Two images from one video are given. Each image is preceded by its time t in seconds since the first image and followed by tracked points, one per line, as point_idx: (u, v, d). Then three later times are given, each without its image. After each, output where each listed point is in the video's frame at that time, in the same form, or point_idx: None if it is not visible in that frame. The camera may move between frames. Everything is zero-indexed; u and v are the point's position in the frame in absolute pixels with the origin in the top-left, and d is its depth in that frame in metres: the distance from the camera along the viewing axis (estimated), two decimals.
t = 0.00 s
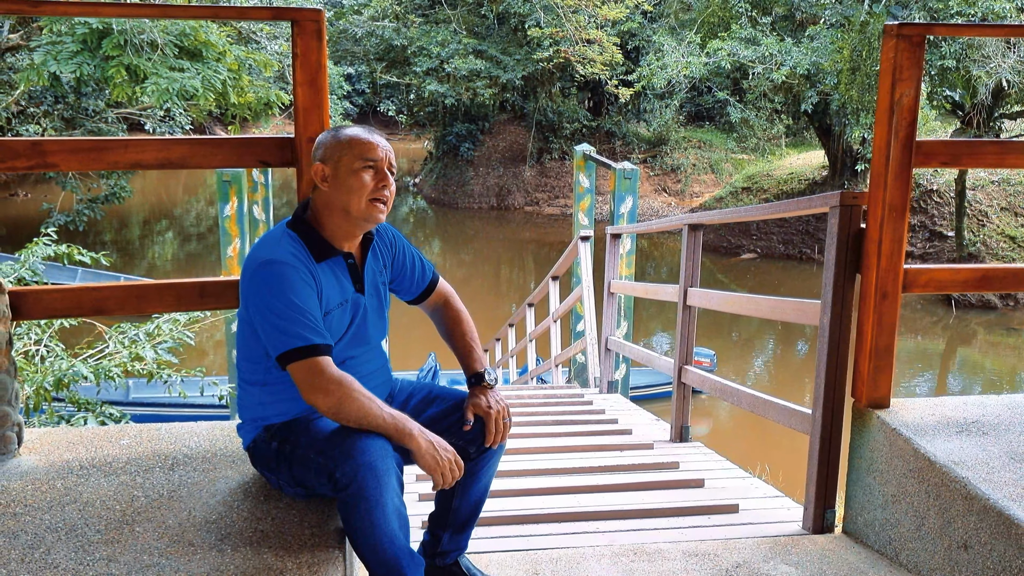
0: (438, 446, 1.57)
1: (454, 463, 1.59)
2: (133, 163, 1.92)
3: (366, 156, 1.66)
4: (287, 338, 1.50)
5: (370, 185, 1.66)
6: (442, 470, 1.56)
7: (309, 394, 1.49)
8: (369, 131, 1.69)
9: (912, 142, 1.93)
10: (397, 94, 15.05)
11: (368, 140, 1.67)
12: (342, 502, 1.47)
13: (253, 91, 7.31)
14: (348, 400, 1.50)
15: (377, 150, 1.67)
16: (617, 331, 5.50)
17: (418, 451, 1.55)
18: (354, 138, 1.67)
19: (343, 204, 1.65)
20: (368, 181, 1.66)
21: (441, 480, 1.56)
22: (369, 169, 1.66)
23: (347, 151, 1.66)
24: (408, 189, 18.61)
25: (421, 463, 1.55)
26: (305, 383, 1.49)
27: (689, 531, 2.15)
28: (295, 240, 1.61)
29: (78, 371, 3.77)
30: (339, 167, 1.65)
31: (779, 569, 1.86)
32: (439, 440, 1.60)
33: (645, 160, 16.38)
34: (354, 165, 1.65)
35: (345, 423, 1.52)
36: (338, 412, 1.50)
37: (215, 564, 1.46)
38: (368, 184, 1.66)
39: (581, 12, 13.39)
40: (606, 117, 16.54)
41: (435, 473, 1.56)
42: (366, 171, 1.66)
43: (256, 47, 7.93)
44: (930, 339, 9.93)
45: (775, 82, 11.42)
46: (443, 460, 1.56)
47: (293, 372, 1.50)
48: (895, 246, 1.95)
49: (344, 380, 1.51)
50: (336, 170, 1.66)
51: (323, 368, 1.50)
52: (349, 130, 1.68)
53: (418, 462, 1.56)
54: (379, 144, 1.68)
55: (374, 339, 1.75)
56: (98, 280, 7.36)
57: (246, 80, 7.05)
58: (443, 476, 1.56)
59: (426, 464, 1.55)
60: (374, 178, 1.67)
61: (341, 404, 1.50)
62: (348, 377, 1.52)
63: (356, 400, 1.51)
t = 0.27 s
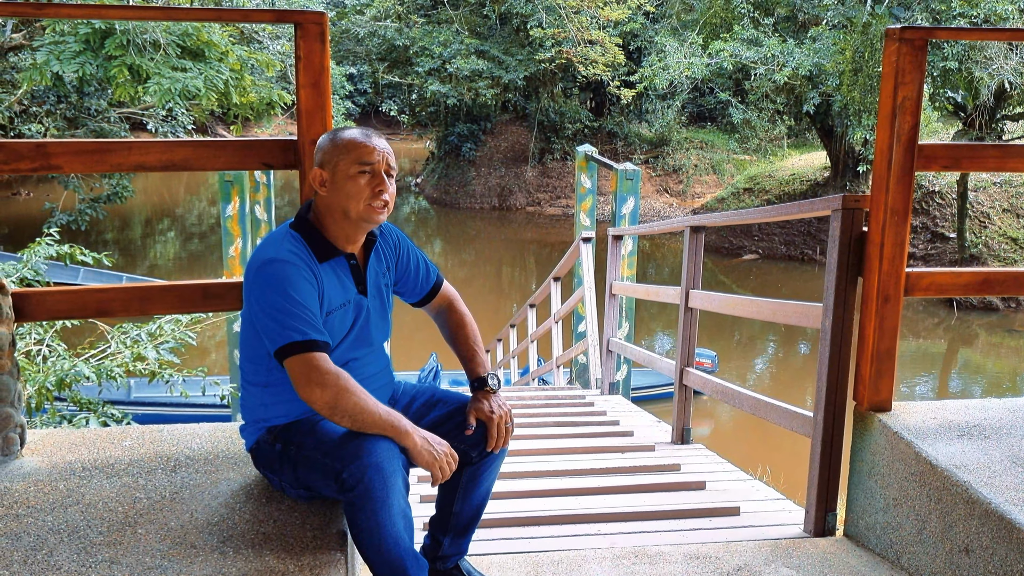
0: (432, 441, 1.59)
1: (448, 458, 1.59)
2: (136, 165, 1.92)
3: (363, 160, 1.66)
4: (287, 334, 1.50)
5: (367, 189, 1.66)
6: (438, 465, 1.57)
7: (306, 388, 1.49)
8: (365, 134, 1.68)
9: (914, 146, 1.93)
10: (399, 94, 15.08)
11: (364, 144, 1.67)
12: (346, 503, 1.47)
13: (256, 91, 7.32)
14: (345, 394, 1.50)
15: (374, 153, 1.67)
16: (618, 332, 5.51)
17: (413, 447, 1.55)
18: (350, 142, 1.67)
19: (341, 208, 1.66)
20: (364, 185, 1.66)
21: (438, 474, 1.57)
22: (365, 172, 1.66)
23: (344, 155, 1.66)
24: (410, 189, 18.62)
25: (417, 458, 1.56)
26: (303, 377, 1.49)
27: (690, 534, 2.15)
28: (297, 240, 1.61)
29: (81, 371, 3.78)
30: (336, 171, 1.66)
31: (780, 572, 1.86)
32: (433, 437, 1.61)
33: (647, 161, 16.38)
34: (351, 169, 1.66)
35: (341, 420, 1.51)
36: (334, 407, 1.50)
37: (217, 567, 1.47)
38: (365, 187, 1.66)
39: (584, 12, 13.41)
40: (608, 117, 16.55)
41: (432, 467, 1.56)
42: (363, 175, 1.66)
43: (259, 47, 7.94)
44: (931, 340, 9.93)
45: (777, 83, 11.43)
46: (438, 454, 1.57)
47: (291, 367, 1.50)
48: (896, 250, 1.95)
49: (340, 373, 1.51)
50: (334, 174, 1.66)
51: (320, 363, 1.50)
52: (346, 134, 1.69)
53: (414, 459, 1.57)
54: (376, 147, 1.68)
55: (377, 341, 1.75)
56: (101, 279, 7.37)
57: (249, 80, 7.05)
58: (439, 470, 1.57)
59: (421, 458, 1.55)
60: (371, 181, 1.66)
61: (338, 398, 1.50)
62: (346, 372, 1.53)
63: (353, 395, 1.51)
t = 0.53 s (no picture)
0: (439, 451, 1.58)
1: (457, 468, 1.59)
2: (139, 166, 1.92)
3: (346, 165, 1.66)
4: (288, 342, 1.50)
5: (345, 194, 1.65)
6: (443, 475, 1.57)
7: (308, 398, 1.49)
8: (353, 139, 1.69)
9: (919, 148, 1.92)
10: (401, 95, 15.08)
11: (351, 148, 1.67)
12: (349, 508, 1.46)
13: (258, 92, 7.31)
14: (347, 404, 1.50)
15: (356, 159, 1.67)
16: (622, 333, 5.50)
17: (418, 455, 1.55)
18: (336, 146, 1.68)
19: (323, 212, 1.67)
20: (343, 190, 1.65)
21: (442, 484, 1.57)
22: (346, 177, 1.66)
23: (331, 160, 1.68)
24: (412, 190, 18.61)
25: (422, 467, 1.55)
26: (304, 388, 1.49)
27: (694, 538, 2.14)
28: (300, 244, 1.60)
29: (83, 373, 3.77)
30: (323, 175, 1.68)
31: None
32: (440, 446, 1.60)
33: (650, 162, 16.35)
34: (334, 174, 1.67)
35: (344, 429, 1.51)
36: (336, 417, 1.50)
37: (219, 572, 1.46)
38: (343, 192, 1.65)
39: (587, 14, 13.39)
40: (610, 118, 16.52)
41: (436, 478, 1.57)
42: (344, 180, 1.66)
43: (261, 48, 7.94)
44: (934, 342, 9.90)
45: (780, 84, 11.41)
46: (444, 465, 1.57)
47: (293, 375, 1.50)
48: (902, 252, 1.94)
49: (343, 384, 1.50)
50: (322, 178, 1.69)
51: (322, 373, 1.49)
52: (336, 139, 1.71)
53: (419, 467, 1.56)
54: (360, 153, 1.67)
55: (381, 346, 1.75)
56: (103, 280, 7.37)
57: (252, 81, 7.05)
58: (445, 481, 1.57)
59: (427, 468, 1.55)
60: (352, 186, 1.66)
61: (338, 408, 1.49)
62: (348, 381, 1.52)
63: (355, 404, 1.50)
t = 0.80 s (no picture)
0: (447, 448, 1.57)
1: (466, 464, 1.59)
2: (143, 165, 1.91)
3: (358, 166, 1.65)
4: (294, 344, 1.49)
5: (358, 196, 1.64)
6: (452, 472, 1.56)
7: (314, 400, 1.48)
8: (365, 140, 1.67)
9: (928, 147, 1.90)
10: (405, 96, 15.09)
11: (364, 149, 1.65)
12: (357, 508, 1.45)
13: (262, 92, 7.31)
14: (353, 404, 1.49)
15: (370, 160, 1.65)
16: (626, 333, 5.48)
17: (427, 453, 1.54)
18: (348, 146, 1.67)
19: (334, 213, 1.66)
20: (356, 192, 1.64)
21: (452, 481, 1.56)
22: (359, 179, 1.65)
23: (342, 160, 1.67)
24: (415, 191, 18.61)
25: (432, 465, 1.55)
26: (311, 389, 1.48)
27: (701, 539, 2.13)
28: (305, 245, 1.59)
29: (86, 373, 3.77)
30: (334, 175, 1.66)
31: None
32: (449, 443, 1.59)
33: (653, 163, 16.32)
34: (346, 174, 1.65)
35: (352, 430, 1.50)
36: (343, 418, 1.49)
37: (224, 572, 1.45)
38: (356, 193, 1.64)
39: (590, 14, 13.37)
40: (614, 119, 16.48)
41: (446, 475, 1.56)
42: (356, 181, 1.65)
43: (265, 48, 7.94)
44: (938, 342, 9.87)
45: (784, 85, 11.38)
46: (454, 462, 1.56)
47: (299, 377, 1.49)
48: (910, 251, 1.93)
49: (349, 384, 1.49)
50: (332, 178, 1.67)
51: (328, 374, 1.48)
52: (347, 137, 1.69)
53: (428, 465, 1.56)
54: (374, 153, 1.66)
55: (386, 346, 1.74)
56: (107, 280, 7.38)
57: (255, 82, 7.05)
58: (455, 477, 1.57)
59: (436, 465, 1.55)
60: (364, 188, 1.65)
61: (345, 409, 1.48)
62: (354, 381, 1.51)
63: (361, 404, 1.49)
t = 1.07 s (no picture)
0: (453, 445, 1.56)
1: (472, 462, 1.58)
2: (147, 161, 1.90)
3: (363, 163, 1.64)
4: (298, 341, 1.48)
5: (363, 194, 1.64)
6: (457, 469, 1.56)
7: (319, 397, 1.47)
8: (370, 136, 1.66)
9: (935, 142, 1.89)
10: (407, 93, 15.09)
11: (368, 146, 1.65)
12: (362, 506, 1.45)
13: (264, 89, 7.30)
14: (358, 402, 1.48)
15: (374, 157, 1.65)
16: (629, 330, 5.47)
17: (432, 450, 1.53)
18: (352, 142, 1.66)
19: (339, 210, 1.65)
20: (361, 190, 1.64)
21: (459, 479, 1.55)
22: (364, 176, 1.64)
23: (347, 157, 1.66)
24: (418, 188, 18.59)
25: (438, 462, 1.54)
26: (316, 386, 1.48)
27: (706, 536, 2.12)
28: (310, 242, 1.58)
29: (90, 369, 3.77)
30: (339, 173, 1.66)
31: None
32: (455, 440, 1.58)
33: (655, 160, 16.28)
34: (350, 172, 1.65)
35: (357, 428, 1.50)
36: (349, 415, 1.48)
37: (229, 569, 1.44)
38: (361, 190, 1.63)
39: (593, 11, 13.35)
40: (616, 116, 16.45)
41: (452, 472, 1.55)
42: (361, 178, 1.64)
43: (267, 46, 7.93)
44: (941, 339, 9.85)
45: (787, 82, 11.35)
46: (460, 459, 1.56)
47: (304, 375, 1.48)
48: (918, 246, 1.91)
49: (354, 382, 1.49)
50: (336, 176, 1.66)
51: (333, 371, 1.48)
52: (352, 134, 1.68)
53: (434, 462, 1.55)
54: (378, 151, 1.65)
55: (392, 343, 1.73)
56: (110, 278, 7.38)
57: (258, 79, 7.05)
58: (462, 475, 1.56)
59: (442, 463, 1.54)
60: (369, 185, 1.64)
61: (350, 407, 1.48)
62: (359, 379, 1.50)
63: (366, 402, 1.48)
